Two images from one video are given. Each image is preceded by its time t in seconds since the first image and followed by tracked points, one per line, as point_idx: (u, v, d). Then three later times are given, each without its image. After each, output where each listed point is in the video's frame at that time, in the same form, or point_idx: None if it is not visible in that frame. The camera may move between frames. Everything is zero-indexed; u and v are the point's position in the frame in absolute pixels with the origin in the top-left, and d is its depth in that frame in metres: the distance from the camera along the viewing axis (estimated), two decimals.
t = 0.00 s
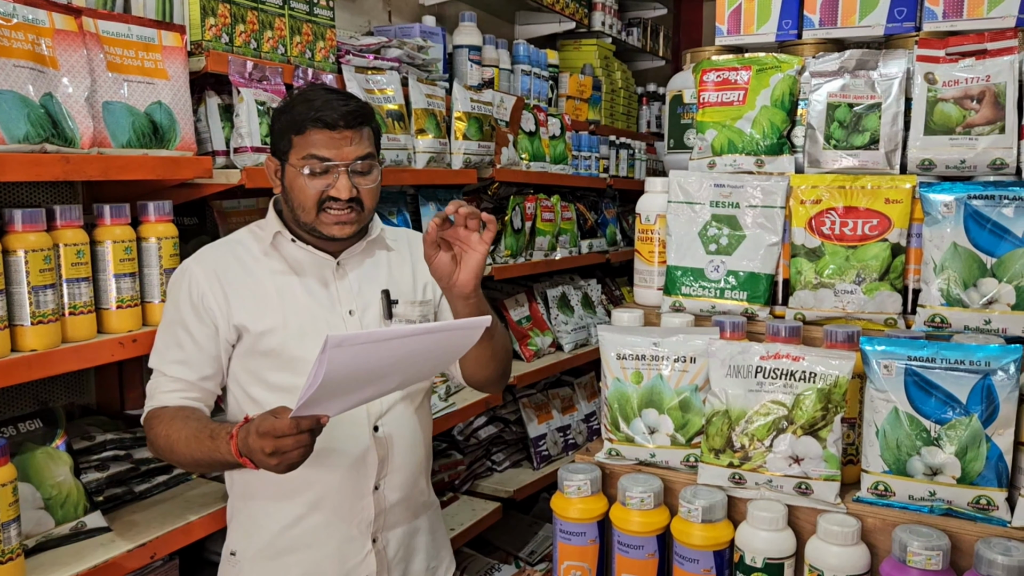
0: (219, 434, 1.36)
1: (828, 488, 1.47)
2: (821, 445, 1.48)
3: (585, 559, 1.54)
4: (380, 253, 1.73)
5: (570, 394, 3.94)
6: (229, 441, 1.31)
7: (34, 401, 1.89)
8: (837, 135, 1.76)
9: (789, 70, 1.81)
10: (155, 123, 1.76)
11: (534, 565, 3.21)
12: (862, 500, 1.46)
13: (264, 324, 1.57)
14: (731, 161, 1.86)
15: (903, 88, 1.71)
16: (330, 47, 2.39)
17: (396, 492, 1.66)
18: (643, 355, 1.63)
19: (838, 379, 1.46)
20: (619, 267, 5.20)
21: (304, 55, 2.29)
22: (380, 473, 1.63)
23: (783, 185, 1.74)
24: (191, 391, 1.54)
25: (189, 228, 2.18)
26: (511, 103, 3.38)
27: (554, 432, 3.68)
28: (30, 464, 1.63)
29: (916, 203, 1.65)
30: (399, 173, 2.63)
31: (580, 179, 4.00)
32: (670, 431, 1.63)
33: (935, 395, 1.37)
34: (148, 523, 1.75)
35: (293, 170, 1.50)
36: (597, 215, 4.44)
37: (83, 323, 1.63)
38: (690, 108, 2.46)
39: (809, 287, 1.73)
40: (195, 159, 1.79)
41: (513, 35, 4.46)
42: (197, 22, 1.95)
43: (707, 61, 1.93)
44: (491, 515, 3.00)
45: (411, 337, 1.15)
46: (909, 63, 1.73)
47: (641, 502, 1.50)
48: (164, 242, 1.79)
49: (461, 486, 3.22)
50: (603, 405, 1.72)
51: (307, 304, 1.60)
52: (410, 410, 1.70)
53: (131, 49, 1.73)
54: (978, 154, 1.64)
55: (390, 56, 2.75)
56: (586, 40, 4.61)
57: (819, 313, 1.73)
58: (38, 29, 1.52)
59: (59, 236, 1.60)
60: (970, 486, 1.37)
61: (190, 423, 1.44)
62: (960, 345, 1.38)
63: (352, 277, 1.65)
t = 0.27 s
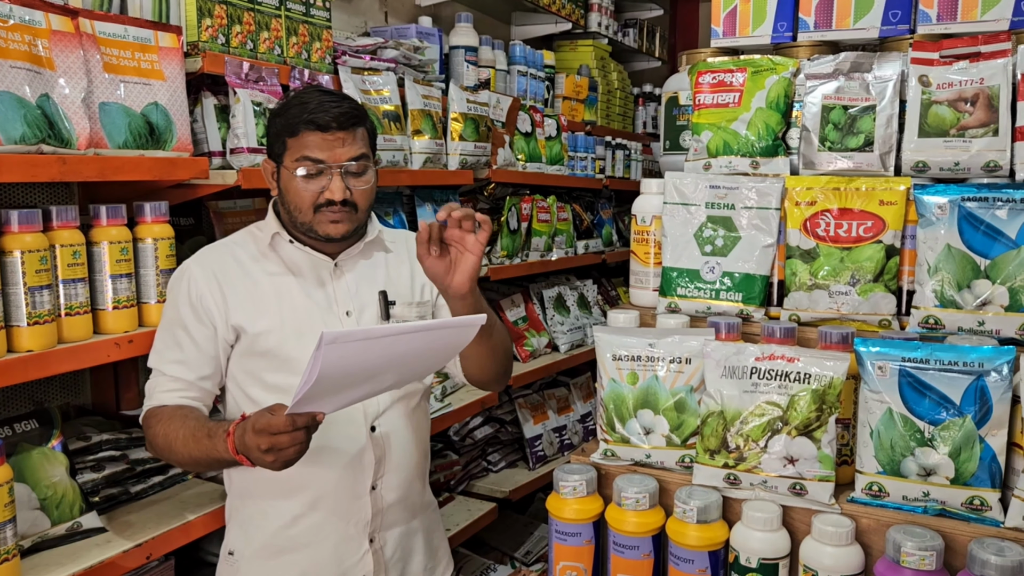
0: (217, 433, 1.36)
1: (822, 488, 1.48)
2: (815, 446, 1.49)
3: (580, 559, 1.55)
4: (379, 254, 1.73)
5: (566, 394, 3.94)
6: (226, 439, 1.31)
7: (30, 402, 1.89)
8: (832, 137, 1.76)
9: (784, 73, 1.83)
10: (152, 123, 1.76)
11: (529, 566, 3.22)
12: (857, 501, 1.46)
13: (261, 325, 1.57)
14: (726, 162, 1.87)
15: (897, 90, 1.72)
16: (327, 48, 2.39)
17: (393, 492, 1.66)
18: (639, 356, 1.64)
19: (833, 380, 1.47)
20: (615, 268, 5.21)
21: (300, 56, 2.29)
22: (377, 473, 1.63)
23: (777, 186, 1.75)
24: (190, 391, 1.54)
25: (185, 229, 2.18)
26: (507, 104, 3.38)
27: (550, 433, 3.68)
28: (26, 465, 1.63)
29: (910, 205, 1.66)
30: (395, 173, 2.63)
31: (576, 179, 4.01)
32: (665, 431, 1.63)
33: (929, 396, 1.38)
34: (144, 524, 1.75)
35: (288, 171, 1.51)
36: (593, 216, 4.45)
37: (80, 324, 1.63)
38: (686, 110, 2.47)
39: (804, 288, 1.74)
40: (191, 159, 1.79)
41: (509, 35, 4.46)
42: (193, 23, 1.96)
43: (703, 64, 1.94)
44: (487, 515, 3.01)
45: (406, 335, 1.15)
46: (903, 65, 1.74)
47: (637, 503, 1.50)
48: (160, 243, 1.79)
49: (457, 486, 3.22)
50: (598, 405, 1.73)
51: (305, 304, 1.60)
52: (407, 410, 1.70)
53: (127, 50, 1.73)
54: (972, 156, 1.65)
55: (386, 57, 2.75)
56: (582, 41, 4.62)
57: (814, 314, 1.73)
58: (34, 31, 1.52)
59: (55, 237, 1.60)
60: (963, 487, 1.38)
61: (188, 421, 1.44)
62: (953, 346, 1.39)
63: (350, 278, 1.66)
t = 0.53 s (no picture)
0: (216, 429, 1.36)
1: (820, 487, 1.49)
2: (813, 446, 1.49)
3: (579, 558, 1.55)
4: (379, 254, 1.74)
5: (564, 394, 3.95)
6: (224, 436, 1.32)
7: (29, 401, 1.89)
8: (830, 137, 1.77)
9: (782, 73, 1.83)
10: (151, 123, 1.76)
11: (527, 565, 3.22)
12: (854, 500, 1.47)
13: (261, 324, 1.57)
14: (725, 163, 1.87)
15: (895, 91, 1.73)
16: (325, 48, 2.39)
17: (390, 492, 1.67)
18: (637, 356, 1.64)
19: (831, 380, 1.47)
20: (613, 268, 5.21)
21: (299, 56, 2.30)
22: (374, 473, 1.64)
23: (775, 187, 1.75)
24: (191, 389, 1.54)
25: (184, 229, 2.19)
26: (505, 104, 3.39)
27: (547, 433, 3.69)
28: (25, 465, 1.63)
29: (907, 205, 1.66)
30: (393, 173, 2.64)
31: (574, 180, 4.01)
32: (663, 431, 1.64)
33: (926, 396, 1.39)
34: (143, 523, 1.75)
35: (287, 171, 1.51)
36: (591, 216, 4.45)
37: (79, 323, 1.63)
38: (684, 110, 2.47)
39: (802, 288, 1.74)
40: (190, 159, 1.79)
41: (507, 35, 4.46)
42: (192, 23, 1.96)
43: (701, 64, 1.94)
44: (485, 515, 3.01)
45: (402, 331, 1.16)
46: (900, 66, 1.74)
47: (635, 502, 1.51)
48: (159, 242, 1.79)
49: (455, 486, 3.23)
50: (597, 405, 1.73)
51: (305, 304, 1.60)
52: (405, 410, 1.70)
53: (127, 50, 1.73)
54: (969, 157, 1.66)
55: (385, 57, 2.75)
56: (580, 42, 4.62)
57: (812, 314, 1.74)
58: (33, 30, 1.52)
59: (55, 236, 1.60)
60: (961, 486, 1.39)
61: (188, 419, 1.45)
62: (951, 346, 1.39)
63: (349, 278, 1.66)
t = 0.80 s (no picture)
0: (214, 427, 1.36)
1: (818, 486, 1.49)
2: (811, 444, 1.49)
3: (577, 557, 1.55)
4: (379, 253, 1.74)
5: (562, 393, 3.95)
6: (223, 434, 1.32)
7: (27, 400, 1.88)
8: (828, 136, 1.77)
9: (781, 73, 1.84)
10: (149, 122, 1.76)
11: (525, 565, 3.22)
12: (852, 498, 1.47)
13: (261, 323, 1.57)
14: (723, 162, 1.88)
15: (893, 90, 1.73)
16: (324, 47, 2.39)
17: (389, 491, 1.67)
18: (636, 355, 1.64)
19: (829, 379, 1.47)
20: (611, 267, 5.22)
21: (297, 54, 2.29)
22: (373, 472, 1.64)
23: (774, 186, 1.75)
24: (190, 387, 1.54)
25: (182, 227, 2.19)
26: (503, 103, 3.39)
27: (545, 432, 3.69)
28: (23, 464, 1.63)
29: (905, 205, 1.66)
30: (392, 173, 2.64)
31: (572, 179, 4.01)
32: (662, 429, 1.64)
33: (924, 394, 1.39)
34: (141, 522, 1.75)
35: (286, 168, 1.51)
36: (589, 215, 4.46)
37: (77, 322, 1.63)
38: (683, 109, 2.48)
39: (800, 287, 1.74)
40: (189, 157, 1.79)
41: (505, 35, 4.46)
42: (190, 22, 1.96)
43: (700, 63, 1.94)
44: (483, 514, 3.01)
45: (403, 332, 1.15)
46: (898, 65, 1.74)
47: (633, 500, 1.51)
48: (157, 241, 1.79)
49: (453, 485, 3.23)
50: (595, 404, 1.73)
51: (304, 303, 1.60)
52: (404, 410, 1.70)
53: (125, 48, 1.73)
54: (967, 156, 1.66)
55: (383, 56, 2.75)
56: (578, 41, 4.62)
57: (810, 313, 1.74)
58: (32, 28, 1.52)
59: (53, 235, 1.60)
60: (958, 484, 1.39)
61: (187, 416, 1.45)
62: (949, 345, 1.40)
63: (350, 277, 1.66)
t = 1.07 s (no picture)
0: (214, 427, 1.36)
1: (815, 484, 1.49)
2: (808, 443, 1.49)
3: (575, 555, 1.56)
4: (380, 252, 1.73)
5: (559, 392, 3.95)
6: (224, 434, 1.32)
7: (25, 399, 1.88)
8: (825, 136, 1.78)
9: (778, 72, 1.84)
10: (147, 120, 1.76)
11: (522, 563, 3.23)
12: (849, 497, 1.48)
13: (261, 322, 1.58)
14: (720, 161, 1.88)
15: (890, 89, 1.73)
16: (321, 46, 2.39)
17: (389, 491, 1.67)
18: (634, 353, 1.64)
19: (826, 377, 1.48)
20: (608, 266, 5.22)
21: (295, 53, 2.29)
22: (373, 473, 1.64)
23: (771, 185, 1.76)
24: (189, 386, 1.54)
25: (180, 226, 2.19)
26: (501, 102, 3.39)
27: (543, 431, 3.69)
28: (21, 463, 1.63)
29: (902, 204, 1.67)
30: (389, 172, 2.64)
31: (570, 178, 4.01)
32: (659, 428, 1.64)
33: (921, 393, 1.40)
34: (140, 521, 1.75)
35: (286, 162, 1.52)
36: (587, 215, 4.46)
37: (74, 321, 1.63)
38: (680, 108, 2.48)
39: (797, 286, 1.75)
40: (186, 156, 1.79)
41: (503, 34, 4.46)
42: (188, 21, 1.95)
43: (697, 63, 1.95)
44: (480, 513, 3.02)
45: (405, 337, 1.15)
46: (895, 65, 1.75)
47: (631, 499, 1.51)
48: (155, 240, 1.79)
49: (450, 484, 3.24)
50: (593, 403, 1.74)
51: (304, 303, 1.60)
52: (404, 410, 1.70)
53: (123, 47, 1.73)
54: (963, 155, 1.67)
55: (381, 55, 2.75)
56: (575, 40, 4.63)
57: (806, 312, 1.75)
58: (30, 27, 1.51)
59: (50, 234, 1.60)
60: (955, 483, 1.39)
61: (187, 415, 1.44)
62: (945, 343, 1.40)
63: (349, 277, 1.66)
